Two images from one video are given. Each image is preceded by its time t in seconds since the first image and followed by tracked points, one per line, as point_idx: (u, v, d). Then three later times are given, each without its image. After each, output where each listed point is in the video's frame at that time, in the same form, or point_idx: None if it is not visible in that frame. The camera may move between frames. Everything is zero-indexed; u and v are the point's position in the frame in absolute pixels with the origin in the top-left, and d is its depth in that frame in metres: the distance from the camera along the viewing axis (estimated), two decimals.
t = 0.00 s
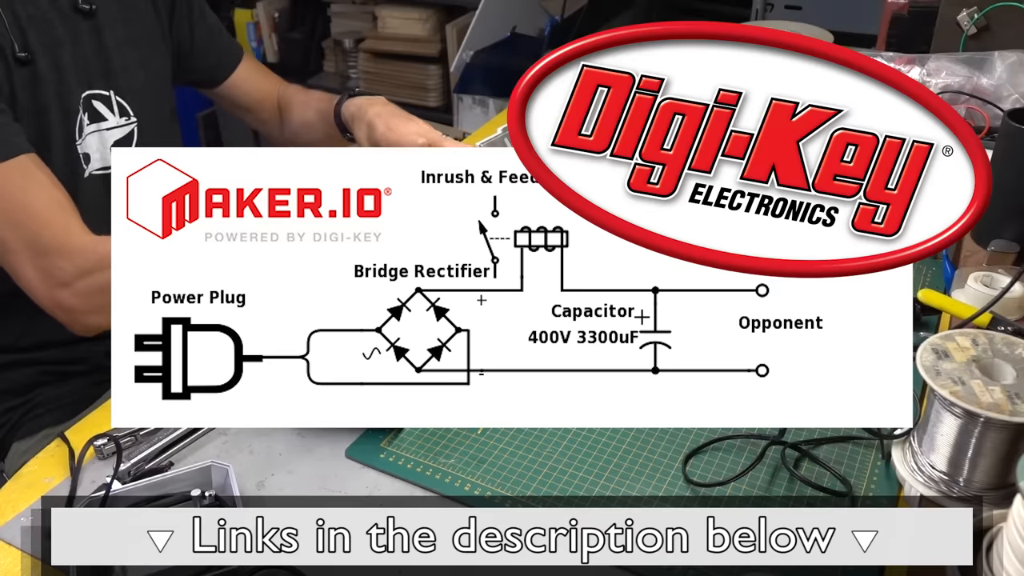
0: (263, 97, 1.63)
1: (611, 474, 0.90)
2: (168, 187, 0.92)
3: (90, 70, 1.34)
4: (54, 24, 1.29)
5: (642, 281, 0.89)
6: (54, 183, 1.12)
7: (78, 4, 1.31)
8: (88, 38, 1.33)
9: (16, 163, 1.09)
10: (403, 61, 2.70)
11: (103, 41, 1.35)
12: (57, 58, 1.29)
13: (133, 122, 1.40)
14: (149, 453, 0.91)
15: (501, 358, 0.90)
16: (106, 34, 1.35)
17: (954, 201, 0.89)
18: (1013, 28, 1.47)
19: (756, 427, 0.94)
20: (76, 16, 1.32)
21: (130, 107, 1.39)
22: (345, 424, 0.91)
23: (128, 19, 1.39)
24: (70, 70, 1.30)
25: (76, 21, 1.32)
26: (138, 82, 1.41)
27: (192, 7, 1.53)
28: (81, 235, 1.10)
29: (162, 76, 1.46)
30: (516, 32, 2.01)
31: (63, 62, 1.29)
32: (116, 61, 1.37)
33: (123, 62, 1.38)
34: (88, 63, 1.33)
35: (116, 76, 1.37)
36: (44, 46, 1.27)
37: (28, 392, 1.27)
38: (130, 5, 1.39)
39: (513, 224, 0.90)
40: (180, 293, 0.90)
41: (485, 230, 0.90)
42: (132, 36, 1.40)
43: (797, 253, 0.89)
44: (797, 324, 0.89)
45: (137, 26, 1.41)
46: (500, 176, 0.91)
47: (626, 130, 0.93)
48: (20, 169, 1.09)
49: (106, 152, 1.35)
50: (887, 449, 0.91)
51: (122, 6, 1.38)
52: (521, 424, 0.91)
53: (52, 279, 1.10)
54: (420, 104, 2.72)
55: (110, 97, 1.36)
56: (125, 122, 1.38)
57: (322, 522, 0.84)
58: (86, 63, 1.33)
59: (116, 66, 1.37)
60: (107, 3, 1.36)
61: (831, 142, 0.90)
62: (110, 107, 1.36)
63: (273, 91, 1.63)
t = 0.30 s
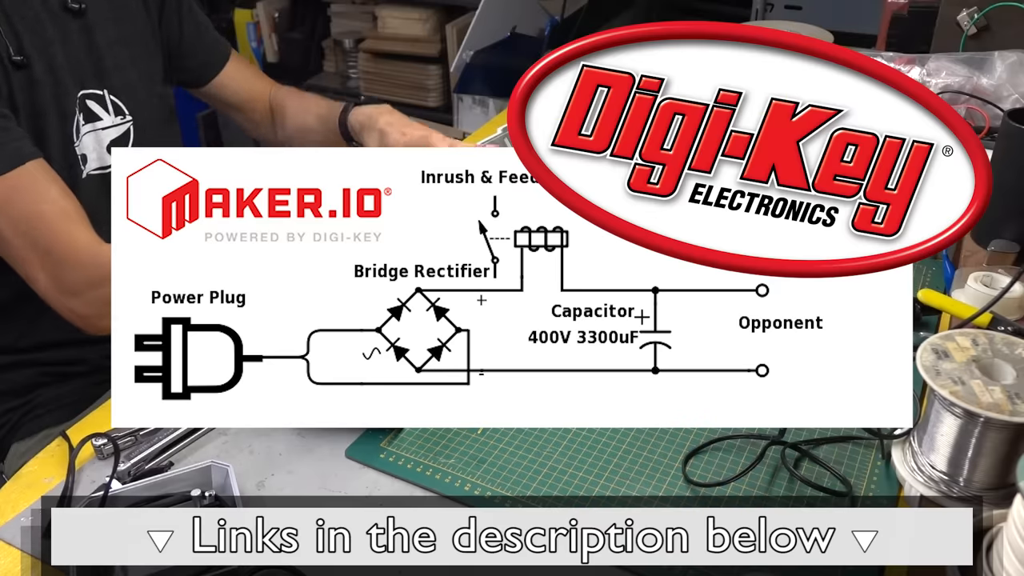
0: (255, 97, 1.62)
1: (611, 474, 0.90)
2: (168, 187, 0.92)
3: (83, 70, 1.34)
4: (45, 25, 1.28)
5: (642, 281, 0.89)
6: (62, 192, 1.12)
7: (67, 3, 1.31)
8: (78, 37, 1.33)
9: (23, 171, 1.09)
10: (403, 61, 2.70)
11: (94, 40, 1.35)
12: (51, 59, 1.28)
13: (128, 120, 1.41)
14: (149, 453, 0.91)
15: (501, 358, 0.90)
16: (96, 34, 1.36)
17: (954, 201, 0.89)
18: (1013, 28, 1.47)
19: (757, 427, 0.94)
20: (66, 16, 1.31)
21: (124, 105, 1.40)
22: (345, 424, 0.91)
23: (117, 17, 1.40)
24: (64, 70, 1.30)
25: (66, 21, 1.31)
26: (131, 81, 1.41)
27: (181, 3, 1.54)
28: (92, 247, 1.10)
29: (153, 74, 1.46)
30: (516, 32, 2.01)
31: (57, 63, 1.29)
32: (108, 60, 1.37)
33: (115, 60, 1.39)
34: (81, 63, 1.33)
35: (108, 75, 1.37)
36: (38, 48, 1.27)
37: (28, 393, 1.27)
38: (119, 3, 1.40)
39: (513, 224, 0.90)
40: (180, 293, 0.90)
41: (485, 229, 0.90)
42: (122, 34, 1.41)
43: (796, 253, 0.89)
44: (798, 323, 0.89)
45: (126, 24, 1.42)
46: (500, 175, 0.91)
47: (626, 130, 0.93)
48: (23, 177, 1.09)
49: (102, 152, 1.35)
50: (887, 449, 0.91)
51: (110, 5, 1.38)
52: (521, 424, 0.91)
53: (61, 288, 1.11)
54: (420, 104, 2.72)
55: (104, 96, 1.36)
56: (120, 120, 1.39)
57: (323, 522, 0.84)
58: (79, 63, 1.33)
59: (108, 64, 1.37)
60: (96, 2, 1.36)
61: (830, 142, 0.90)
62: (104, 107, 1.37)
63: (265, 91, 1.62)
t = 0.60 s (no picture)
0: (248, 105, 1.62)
1: (611, 474, 0.90)
2: (168, 187, 0.92)
3: (78, 75, 1.35)
4: (38, 31, 1.29)
5: (642, 281, 0.89)
6: (43, 205, 1.11)
7: (61, 9, 1.31)
8: (74, 42, 1.34)
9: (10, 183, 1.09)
10: (403, 61, 2.71)
11: (90, 44, 1.35)
12: (43, 66, 1.29)
13: (125, 125, 1.42)
14: (149, 453, 0.91)
15: (501, 358, 0.90)
16: (92, 38, 1.36)
17: (954, 201, 0.89)
18: (1013, 28, 1.46)
19: (757, 427, 0.94)
20: (60, 21, 1.32)
21: (120, 109, 1.40)
22: (346, 424, 0.91)
23: (114, 20, 1.40)
24: (57, 75, 1.31)
25: (60, 26, 1.32)
26: (127, 84, 1.42)
27: (175, 7, 1.55)
28: (73, 264, 1.10)
29: (147, 78, 1.47)
30: (516, 32, 2.00)
31: (50, 70, 1.30)
32: (104, 64, 1.38)
33: (111, 64, 1.39)
34: (76, 68, 1.34)
35: (105, 79, 1.38)
36: (29, 56, 1.28)
37: (27, 393, 1.27)
38: (115, 6, 1.40)
39: (513, 223, 0.90)
40: (181, 293, 0.90)
41: (485, 230, 0.90)
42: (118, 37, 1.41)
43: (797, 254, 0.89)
44: (799, 323, 0.89)
45: (122, 27, 1.42)
46: (500, 175, 0.91)
47: (626, 131, 0.93)
48: (8, 190, 1.09)
49: (100, 156, 1.37)
50: (887, 449, 0.91)
51: (106, 8, 1.38)
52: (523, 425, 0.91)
53: (40, 300, 1.11)
54: (420, 104, 2.72)
55: (100, 100, 1.37)
56: (118, 125, 1.40)
57: (323, 522, 0.83)
58: (74, 68, 1.34)
59: (105, 69, 1.38)
60: (92, 6, 1.36)
61: (830, 142, 0.90)
62: (100, 111, 1.37)
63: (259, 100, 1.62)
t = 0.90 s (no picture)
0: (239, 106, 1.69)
1: (611, 474, 0.90)
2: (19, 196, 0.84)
3: (72, 77, 1.37)
4: (35, 37, 1.29)
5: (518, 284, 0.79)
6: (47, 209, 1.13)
7: (55, 13, 1.30)
8: (69, 44, 1.35)
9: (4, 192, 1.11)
10: (403, 61, 2.70)
11: (85, 47, 1.37)
12: (38, 71, 1.30)
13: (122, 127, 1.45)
14: (148, 453, 0.91)
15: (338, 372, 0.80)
16: (88, 40, 1.37)
17: None
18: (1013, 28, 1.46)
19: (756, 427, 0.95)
20: (55, 24, 1.32)
21: (116, 110, 1.43)
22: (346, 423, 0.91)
23: (109, 21, 1.41)
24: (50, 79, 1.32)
25: (55, 30, 1.33)
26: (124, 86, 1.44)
27: (171, 8, 1.54)
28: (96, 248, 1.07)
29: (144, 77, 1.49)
30: (516, 32, 2.04)
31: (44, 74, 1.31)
32: (99, 66, 1.39)
33: (106, 65, 1.41)
34: (70, 70, 1.37)
35: (100, 81, 1.40)
36: (25, 60, 1.28)
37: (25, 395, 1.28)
38: (109, 6, 1.40)
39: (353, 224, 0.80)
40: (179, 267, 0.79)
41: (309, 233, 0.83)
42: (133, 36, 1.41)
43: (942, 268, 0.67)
44: (644, 322, 0.78)
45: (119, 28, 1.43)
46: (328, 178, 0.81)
47: (798, 126, 0.77)
48: None
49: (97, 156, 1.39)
50: (887, 449, 0.91)
51: (101, 9, 1.39)
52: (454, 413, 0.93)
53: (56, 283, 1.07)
54: (420, 104, 2.72)
55: (97, 103, 1.41)
56: (115, 127, 1.44)
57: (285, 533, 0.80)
58: (69, 69, 1.37)
59: (99, 71, 1.39)
60: (85, 8, 1.35)
61: (1004, 140, 0.70)
62: (97, 113, 1.41)
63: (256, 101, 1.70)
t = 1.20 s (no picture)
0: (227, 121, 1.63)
1: (611, 474, 0.90)
2: None
3: (64, 82, 1.36)
4: (20, 40, 1.29)
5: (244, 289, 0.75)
6: None
7: (46, 18, 1.30)
8: (61, 50, 1.34)
9: None
10: (403, 61, 2.70)
11: (77, 53, 1.36)
12: (23, 73, 1.30)
13: (115, 133, 1.44)
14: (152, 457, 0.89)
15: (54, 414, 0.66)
16: (81, 47, 1.36)
17: None
18: (1014, 27, 1.45)
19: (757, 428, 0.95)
20: (45, 31, 1.31)
21: (109, 116, 1.43)
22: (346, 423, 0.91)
23: (108, 29, 1.41)
24: (38, 83, 1.32)
25: (46, 36, 1.32)
26: (120, 94, 1.44)
27: (169, 22, 1.54)
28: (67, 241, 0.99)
29: (138, 86, 1.48)
30: (516, 32, 1.99)
31: (30, 78, 1.31)
32: (92, 72, 1.39)
33: (101, 72, 1.40)
34: (61, 76, 1.35)
35: (93, 87, 1.39)
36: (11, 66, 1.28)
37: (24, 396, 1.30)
38: (108, 14, 1.40)
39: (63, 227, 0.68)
40: None
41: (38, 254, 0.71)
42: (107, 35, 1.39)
43: None
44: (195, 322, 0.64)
45: (117, 36, 1.43)
46: None
47: None
48: None
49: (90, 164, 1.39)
50: (887, 449, 0.91)
51: (98, 16, 1.39)
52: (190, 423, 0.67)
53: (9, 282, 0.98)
54: (420, 104, 2.73)
55: (89, 109, 1.40)
56: (108, 134, 1.43)
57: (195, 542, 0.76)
58: (61, 77, 1.36)
59: (93, 77, 1.39)
60: (78, 15, 1.35)
61: None
62: (89, 120, 1.40)
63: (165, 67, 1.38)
